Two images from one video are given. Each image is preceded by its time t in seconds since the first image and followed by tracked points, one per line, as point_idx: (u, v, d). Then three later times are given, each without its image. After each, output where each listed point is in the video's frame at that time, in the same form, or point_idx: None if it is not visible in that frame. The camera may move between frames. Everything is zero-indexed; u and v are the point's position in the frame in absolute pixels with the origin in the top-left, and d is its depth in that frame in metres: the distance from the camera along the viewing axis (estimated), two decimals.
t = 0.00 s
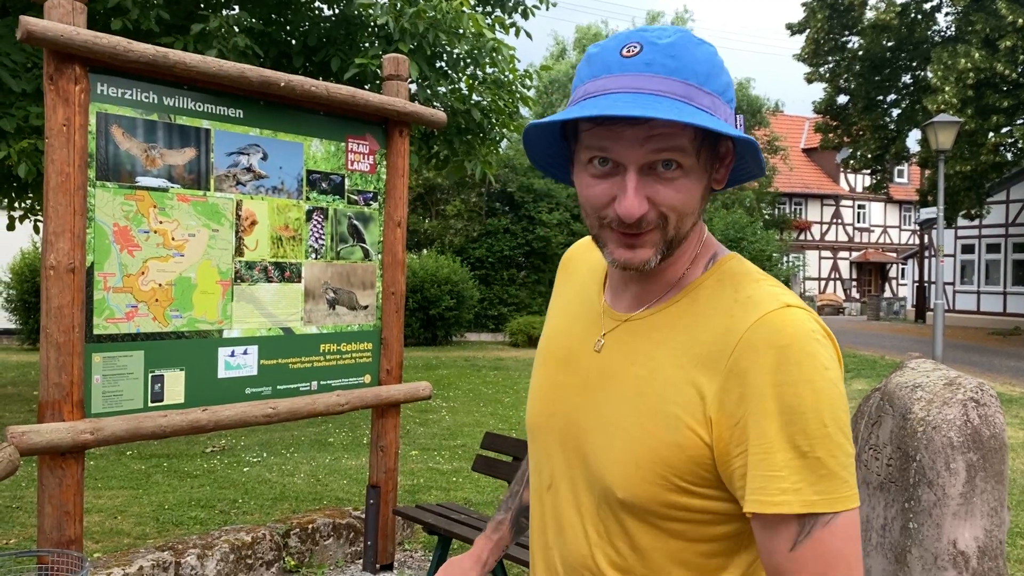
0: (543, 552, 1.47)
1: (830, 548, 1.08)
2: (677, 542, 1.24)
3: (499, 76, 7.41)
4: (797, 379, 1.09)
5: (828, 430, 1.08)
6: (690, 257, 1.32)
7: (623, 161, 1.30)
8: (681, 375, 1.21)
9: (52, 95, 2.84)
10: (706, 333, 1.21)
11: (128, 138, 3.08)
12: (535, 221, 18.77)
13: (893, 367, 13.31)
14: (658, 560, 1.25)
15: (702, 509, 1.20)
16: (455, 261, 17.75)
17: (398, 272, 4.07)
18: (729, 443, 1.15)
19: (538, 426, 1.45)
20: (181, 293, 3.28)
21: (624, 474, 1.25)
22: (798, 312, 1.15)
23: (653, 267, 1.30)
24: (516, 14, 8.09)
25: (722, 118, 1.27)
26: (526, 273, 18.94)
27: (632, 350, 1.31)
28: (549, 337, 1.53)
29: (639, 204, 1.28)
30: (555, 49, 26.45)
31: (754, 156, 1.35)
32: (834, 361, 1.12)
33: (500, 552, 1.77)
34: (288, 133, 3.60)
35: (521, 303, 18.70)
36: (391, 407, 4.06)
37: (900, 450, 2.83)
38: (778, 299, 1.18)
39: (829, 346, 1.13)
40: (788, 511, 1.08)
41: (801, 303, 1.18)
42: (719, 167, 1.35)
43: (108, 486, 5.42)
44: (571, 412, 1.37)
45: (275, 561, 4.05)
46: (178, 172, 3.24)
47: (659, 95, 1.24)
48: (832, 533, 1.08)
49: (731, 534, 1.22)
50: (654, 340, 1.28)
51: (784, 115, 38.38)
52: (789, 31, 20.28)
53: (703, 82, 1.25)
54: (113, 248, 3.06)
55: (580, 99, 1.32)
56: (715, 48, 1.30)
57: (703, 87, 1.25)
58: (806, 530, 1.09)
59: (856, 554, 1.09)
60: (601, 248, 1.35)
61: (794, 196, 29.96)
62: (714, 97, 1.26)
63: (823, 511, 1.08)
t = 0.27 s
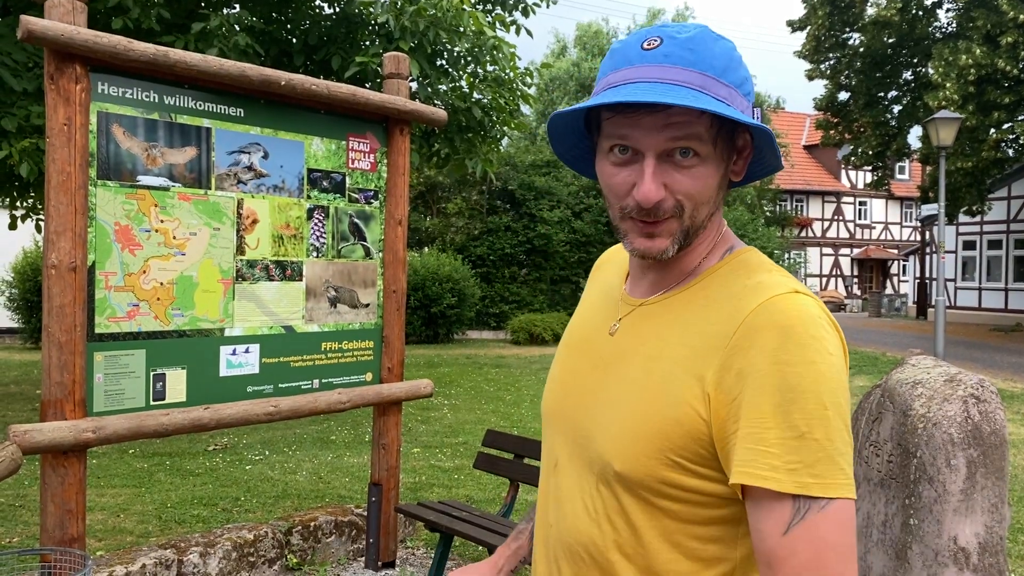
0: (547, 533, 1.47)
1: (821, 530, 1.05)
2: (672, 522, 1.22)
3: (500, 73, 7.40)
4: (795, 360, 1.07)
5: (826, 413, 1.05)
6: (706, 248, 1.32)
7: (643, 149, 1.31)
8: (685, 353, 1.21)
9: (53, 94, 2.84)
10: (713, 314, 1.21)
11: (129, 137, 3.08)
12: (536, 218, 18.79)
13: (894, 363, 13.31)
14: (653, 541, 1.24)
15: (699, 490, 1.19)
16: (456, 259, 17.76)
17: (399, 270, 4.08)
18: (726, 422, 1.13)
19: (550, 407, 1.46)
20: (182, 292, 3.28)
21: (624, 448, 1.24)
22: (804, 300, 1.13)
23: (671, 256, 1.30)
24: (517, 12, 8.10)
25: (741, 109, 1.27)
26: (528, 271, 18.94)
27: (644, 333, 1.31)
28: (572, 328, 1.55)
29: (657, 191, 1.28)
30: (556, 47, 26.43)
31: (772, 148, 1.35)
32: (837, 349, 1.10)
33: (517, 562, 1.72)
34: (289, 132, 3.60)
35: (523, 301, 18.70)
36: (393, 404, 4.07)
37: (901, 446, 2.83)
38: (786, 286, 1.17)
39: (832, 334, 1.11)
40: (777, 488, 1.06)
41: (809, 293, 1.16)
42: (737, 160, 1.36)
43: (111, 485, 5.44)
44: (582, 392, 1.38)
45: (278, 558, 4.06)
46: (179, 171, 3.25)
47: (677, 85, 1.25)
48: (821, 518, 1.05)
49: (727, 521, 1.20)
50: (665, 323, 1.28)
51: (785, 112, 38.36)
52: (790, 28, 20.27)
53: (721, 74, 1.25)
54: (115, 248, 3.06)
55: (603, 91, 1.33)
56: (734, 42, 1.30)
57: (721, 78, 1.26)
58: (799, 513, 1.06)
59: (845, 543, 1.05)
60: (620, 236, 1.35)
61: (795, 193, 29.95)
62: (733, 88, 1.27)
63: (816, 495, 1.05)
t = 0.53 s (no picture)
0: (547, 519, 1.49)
1: (797, 529, 1.06)
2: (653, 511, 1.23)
3: (500, 72, 7.39)
4: (770, 356, 1.08)
5: (804, 412, 1.06)
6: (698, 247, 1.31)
7: (620, 142, 1.32)
8: (672, 345, 1.22)
9: (53, 93, 2.85)
10: (699, 307, 1.22)
11: (129, 137, 3.08)
12: (537, 216, 18.79)
13: (896, 360, 13.30)
14: (636, 529, 1.25)
15: (681, 482, 1.19)
16: (457, 257, 17.75)
17: (399, 269, 4.09)
18: (704, 413, 1.14)
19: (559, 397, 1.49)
20: (183, 291, 3.29)
21: (610, 435, 1.25)
22: (789, 297, 1.13)
23: (656, 246, 1.30)
24: (517, 11, 8.10)
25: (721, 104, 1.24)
26: (529, 269, 18.93)
27: (639, 326, 1.32)
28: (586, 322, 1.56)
29: (634, 181, 1.28)
30: (557, 45, 26.42)
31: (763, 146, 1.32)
32: (818, 347, 1.10)
33: (512, 551, 1.74)
34: (289, 131, 3.60)
35: (524, 299, 18.71)
36: (393, 403, 4.07)
37: (902, 444, 2.83)
38: (771, 283, 1.17)
39: (813, 332, 1.10)
40: (754, 483, 1.07)
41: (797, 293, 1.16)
42: (730, 155, 1.31)
43: (113, 484, 5.45)
44: (584, 381, 1.41)
45: (279, 557, 4.06)
46: (179, 170, 3.25)
47: (651, 78, 1.25)
48: (795, 518, 1.07)
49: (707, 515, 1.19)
50: (658, 317, 1.29)
51: (786, 109, 38.32)
52: (791, 26, 20.25)
53: (698, 68, 1.24)
54: (115, 246, 3.07)
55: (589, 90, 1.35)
56: (723, 39, 1.28)
57: (699, 73, 1.24)
58: (776, 511, 1.07)
59: (826, 539, 1.07)
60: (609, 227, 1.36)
61: (796, 191, 29.93)
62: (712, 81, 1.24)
63: (794, 493, 1.06)
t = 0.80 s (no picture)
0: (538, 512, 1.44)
1: (695, 512, 0.99)
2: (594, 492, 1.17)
3: (500, 71, 7.40)
4: (681, 329, 1.01)
5: (707, 389, 0.99)
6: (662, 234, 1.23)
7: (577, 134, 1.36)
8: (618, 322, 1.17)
9: (54, 94, 2.85)
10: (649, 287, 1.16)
11: (130, 137, 3.09)
12: (538, 216, 18.80)
13: (896, 359, 13.32)
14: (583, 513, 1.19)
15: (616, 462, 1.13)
16: (458, 257, 17.76)
17: (400, 269, 4.09)
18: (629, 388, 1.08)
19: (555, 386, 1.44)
20: (184, 290, 3.29)
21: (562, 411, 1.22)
22: (716, 274, 1.06)
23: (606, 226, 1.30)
24: (517, 11, 8.11)
25: (613, 95, 1.23)
26: (529, 268, 18.95)
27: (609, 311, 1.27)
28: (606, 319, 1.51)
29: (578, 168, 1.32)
30: (556, 44, 26.42)
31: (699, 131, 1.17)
32: (738, 326, 1.02)
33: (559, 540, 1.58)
34: (290, 130, 3.61)
35: (525, 298, 18.73)
36: (394, 402, 4.08)
37: (901, 441, 2.84)
38: (709, 261, 1.09)
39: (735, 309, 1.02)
40: (657, 457, 1.02)
41: (735, 275, 1.07)
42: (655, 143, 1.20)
43: (114, 483, 5.45)
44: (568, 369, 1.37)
45: (280, 556, 4.07)
46: (180, 170, 3.26)
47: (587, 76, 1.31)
48: (696, 498, 0.99)
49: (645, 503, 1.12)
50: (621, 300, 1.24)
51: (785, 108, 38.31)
52: (790, 25, 20.25)
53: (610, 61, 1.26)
54: (117, 246, 3.07)
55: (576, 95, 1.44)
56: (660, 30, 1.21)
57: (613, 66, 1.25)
58: (679, 490, 1.00)
59: (727, 531, 0.98)
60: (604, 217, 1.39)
61: (797, 190, 29.94)
62: (617, 74, 1.23)
63: (696, 471, 0.99)
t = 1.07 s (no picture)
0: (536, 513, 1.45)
1: (593, 484, 1.02)
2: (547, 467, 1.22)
3: (501, 72, 7.40)
4: (611, 307, 1.05)
5: (623, 364, 1.02)
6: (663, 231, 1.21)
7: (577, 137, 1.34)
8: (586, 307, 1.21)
9: (55, 95, 2.86)
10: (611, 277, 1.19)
11: (130, 138, 3.09)
12: (539, 216, 18.80)
13: (897, 359, 13.30)
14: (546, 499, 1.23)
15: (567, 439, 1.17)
16: (459, 257, 17.76)
17: (401, 269, 4.09)
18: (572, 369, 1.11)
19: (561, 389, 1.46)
20: (184, 291, 3.29)
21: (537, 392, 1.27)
22: (653, 261, 1.08)
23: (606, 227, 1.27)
24: (518, 11, 8.10)
25: (628, 95, 1.21)
26: (530, 268, 18.95)
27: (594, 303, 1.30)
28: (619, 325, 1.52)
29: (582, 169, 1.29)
30: (557, 44, 26.42)
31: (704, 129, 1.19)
32: (671, 312, 1.03)
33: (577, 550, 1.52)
34: (290, 131, 3.61)
35: (526, 298, 18.73)
36: (395, 402, 4.08)
37: (902, 443, 2.83)
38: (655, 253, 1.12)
39: (667, 293, 1.04)
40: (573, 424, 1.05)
41: (680, 263, 1.09)
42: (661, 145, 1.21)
43: (115, 484, 5.46)
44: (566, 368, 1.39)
45: (281, 556, 4.07)
46: (180, 172, 3.26)
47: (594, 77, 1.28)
48: (597, 469, 1.02)
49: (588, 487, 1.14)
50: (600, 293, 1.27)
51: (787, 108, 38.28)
52: (791, 25, 20.24)
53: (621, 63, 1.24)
54: (117, 247, 3.08)
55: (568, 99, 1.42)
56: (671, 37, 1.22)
57: (625, 67, 1.24)
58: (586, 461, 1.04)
59: (618, 506, 1.00)
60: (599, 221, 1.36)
61: (798, 189, 29.92)
62: (631, 74, 1.22)
63: (597, 441, 1.02)
